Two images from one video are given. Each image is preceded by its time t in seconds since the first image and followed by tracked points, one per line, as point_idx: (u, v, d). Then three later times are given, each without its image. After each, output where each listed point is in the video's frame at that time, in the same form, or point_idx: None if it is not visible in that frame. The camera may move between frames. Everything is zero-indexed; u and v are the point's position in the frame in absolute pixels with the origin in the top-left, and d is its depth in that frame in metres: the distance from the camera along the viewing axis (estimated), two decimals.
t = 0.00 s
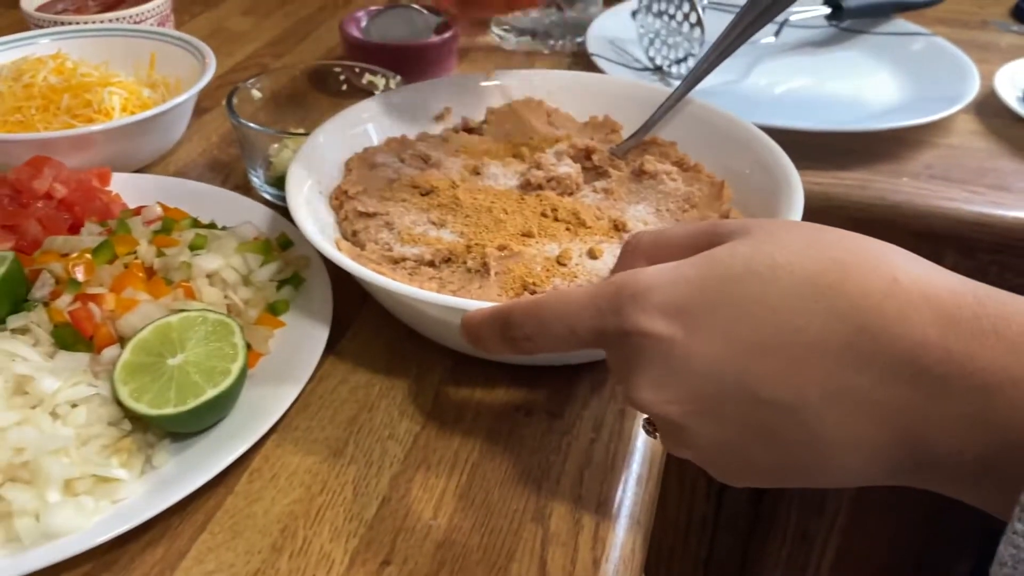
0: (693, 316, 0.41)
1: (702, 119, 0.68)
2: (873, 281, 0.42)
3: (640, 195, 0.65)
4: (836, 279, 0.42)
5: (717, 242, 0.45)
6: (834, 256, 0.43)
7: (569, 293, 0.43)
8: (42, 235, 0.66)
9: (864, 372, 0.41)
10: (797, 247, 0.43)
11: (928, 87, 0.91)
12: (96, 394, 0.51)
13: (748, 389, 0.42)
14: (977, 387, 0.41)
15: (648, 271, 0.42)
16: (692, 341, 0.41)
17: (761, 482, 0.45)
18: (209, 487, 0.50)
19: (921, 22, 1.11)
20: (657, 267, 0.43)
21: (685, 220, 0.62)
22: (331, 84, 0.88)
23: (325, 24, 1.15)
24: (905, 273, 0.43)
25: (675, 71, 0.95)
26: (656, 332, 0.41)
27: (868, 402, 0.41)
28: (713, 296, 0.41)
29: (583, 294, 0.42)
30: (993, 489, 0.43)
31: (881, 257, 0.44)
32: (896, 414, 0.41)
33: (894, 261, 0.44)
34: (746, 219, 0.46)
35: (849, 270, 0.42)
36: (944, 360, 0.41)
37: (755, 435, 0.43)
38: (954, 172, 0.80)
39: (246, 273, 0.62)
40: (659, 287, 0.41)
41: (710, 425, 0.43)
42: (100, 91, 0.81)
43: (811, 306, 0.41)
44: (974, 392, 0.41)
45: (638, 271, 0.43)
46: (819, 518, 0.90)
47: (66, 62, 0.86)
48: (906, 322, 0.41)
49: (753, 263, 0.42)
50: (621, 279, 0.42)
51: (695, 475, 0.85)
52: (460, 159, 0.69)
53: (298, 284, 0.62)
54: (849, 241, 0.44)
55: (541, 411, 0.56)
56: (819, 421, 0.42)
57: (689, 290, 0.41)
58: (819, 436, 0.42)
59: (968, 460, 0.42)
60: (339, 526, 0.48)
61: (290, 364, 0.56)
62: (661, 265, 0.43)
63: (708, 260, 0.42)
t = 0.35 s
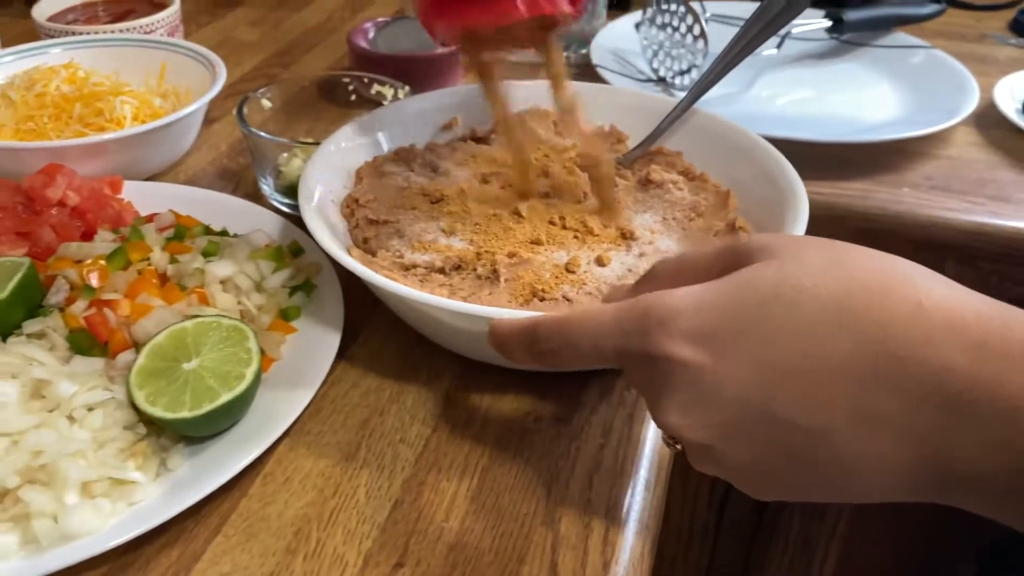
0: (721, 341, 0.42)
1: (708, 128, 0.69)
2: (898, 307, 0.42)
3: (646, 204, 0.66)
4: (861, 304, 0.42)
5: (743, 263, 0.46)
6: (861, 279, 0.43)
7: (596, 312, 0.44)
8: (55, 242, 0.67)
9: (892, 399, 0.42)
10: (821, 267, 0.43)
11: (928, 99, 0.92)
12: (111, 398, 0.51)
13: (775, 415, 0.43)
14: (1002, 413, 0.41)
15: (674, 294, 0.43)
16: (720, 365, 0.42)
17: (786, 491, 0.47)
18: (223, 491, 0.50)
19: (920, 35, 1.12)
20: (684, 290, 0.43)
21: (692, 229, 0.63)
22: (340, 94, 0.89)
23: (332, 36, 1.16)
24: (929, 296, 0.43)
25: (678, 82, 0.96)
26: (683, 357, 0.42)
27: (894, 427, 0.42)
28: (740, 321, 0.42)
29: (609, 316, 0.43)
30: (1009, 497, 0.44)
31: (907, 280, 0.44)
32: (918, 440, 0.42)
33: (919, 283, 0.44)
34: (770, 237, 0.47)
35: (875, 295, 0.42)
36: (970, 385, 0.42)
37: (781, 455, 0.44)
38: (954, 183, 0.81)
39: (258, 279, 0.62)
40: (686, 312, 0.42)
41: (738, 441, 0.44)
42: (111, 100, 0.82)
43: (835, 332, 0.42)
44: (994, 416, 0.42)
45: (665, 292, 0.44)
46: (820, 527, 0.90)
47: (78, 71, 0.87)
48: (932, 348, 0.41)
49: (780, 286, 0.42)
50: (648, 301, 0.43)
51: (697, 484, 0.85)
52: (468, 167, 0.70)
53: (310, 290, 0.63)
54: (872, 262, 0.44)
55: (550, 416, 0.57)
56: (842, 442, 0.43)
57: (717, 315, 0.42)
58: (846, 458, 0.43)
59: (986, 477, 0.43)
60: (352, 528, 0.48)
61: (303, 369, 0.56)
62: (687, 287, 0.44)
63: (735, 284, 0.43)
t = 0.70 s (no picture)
0: (776, 413, 0.39)
1: (717, 151, 0.71)
2: (943, 388, 0.37)
3: (656, 223, 0.67)
4: (914, 377, 0.38)
5: (784, 329, 0.42)
6: (907, 353, 0.38)
7: (652, 363, 0.43)
8: (78, 258, 0.68)
9: (943, 469, 0.37)
10: (872, 334, 0.39)
11: (932, 120, 0.94)
12: (135, 411, 0.53)
13: (825, 478, 0.39)
14: None
15: (727, 356, 0.41)
16: (776, 435, 0.39)
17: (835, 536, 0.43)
18: (243, 503, 0.52)
19: (924, 55, 1.14)
20: (735, 352, 0.41)
21: (701, 249, 0.64)
22: (354, 113, 0.91)
23: (344, 54, 1.18)
24: (980, 372, 0.38)
25: (686, 101, 0.97)
26: (737, 426, 0.40)
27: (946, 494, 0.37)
28: (795, 393, 0.39)
29: (663, 376, 0.42)
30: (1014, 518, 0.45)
31: (960, 352, 0.38)
32: (972, 510, 0.38)
33: (972, 356, 0.38)
34: (812, 294, 0.42)
35: (922, 370, 0.38)
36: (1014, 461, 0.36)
37: (823, 511, 0.40)
38: (958, 203, 0.83)
39: (276, 295, 0.64)
40: (740, 379, 0.40)
41: (786, 498, 0.40)
42: (132, 117, 0.84)
43: (886, 405, 0.37)
44: None
45: (716, 351, 0.42)
46: (824, 541, 0.91)
47: (98, 89, 0.89)
48: (984, 428, 0.36)
49: (830, 355, 0.39)
50: (702, 360, 0.41)
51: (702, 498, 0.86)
52: (481, 186, 0.71)
53: (326, 306, 0.64)
54: (921, 329, 0.40)
55: (562, 431, 0.58)
56: (892, 505, 0.38)
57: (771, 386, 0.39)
58: (893, 518, 0.39)
59: None
60: (369, 540, 0.50)
61: (320, 383, 0.58)
62: (737, 349, 0.41)
63: (781, 351, 0.40)
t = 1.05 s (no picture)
0: (814, 435, 0.38)
1: (728, 166, 0.71)
2: (985, 413, 0.37)
3: (666, 236, 0.67)
4: (955, 401, 0.37)
5: (822, 351, 0.42)
6: (948, 376, 0.38)
7: (686, 379, 0.42)
8: (91, 267, 0.69)
9: (989, 495, 0.37)
10: (908, 355, 0.38)
11: (942, 134, 0.94)
12: (147, 421, 0.53)
13: (862, 501, 0.38)
14: None
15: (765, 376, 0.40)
16: (814, 458, 0.38)
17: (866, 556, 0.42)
18: (253, 513, 0.52)
19: (933, 70, 1.14)
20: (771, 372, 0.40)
21: (712, 262, 0.64)
22: (365, 125, 0.91)
23: (355, 65, 1.19)
24: None
25: (695, 114, 0.97)
26: (775, 449, 0.39)
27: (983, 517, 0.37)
28: (834, 416, 0.38)
29: (697, 395, 0.41)
30: None
31: (1004, 373, 0.37)
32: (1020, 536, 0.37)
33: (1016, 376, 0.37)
34: (852, 317, 0.42)
35: (964, 395, 0.37)
36: None
37: (866, 535, 0.40)
38: (968, 218, 0.83)
39: (288, 305, 0.64)
40: (778, 401, 0.39)
41: (824, 521, 0.40)
42: (145, 128, 0.85)
43: (926, 430, 0.37)
44: None
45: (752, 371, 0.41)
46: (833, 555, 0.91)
47: (112, 99, 0.90)
48: None
49: (868, 377, 0.38)
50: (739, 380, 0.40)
51: (709, 512, 0.86)
52: (491, 198, 0.71)
53: (337, 317, 0.65)
54: (959, 349, 0.39)
55: (572, 443, 0.58)
56: (930, 527, 0.38)
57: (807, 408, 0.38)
58: (926, 539, 0.38)
59: None
60: (378, 552, 0.50)
61: (331, 394, 0.58)
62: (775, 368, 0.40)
63: (820, 372, 0.39)
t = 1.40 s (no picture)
0: (811, 445, 0.38)
1: (731, 177, 0.72)
2: (981, 422, 0.37)
3: (671, 245, 0.68)
4: (948, 410, 0.37)
5: (821, 360, 0.42)
6: (942, 384, 0.38)
7: (685, 389, 0.41)
8: (101, 275, 0.70)
9: (978, 505, 0.37)
10: (905, 364, 0.39)
11: (946, 146, 0.94)
12: (155, 427, 0.54)
13: (859, 510, 0.39)
14: None
15: (763, 386, 0.39)
16: (811, 468, 0.38)
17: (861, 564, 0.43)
18: (259, 519, 0.52)
19: (937, 82, 1.15)
20: (768, 382, 0.39)
21: (715, 273, 0.65)
22: (372, 135, 0.92)
23: (362, 75, 1.20)
24: (1018, 405, 0.37)
25: (700, 125, 0.98)
26: (771, 457, 0.39)
27: (975, 528, 0.38)
28: (829, 426, 0.38)
29: (695, 403, 0.40)
30: None
31: (996, 382, 0.38)
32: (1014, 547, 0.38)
33: (1010, 386, 0.38)
34: (849, 324, 0.42)
35: (957, 403, 0.38)
36: None
37: (870, 544, 0.40)
38: (970, 229, 0.83)
39: (295, 313, 0.65)
40: (775, 410, 0.38)
41: (820, 530, 0.40)
42: (155, 137, 0.86)
43: (922, 439, 0.37)
44: None
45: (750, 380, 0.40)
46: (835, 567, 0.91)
47: (122, 108, 0.91)
48: (1018, 461, 0.36)
49: (866, 388, 0.38)
50: (738, 390, 0.39)
51: (713, 522, 0.86)
52: (496, 209, 0.72)
53: (343, 325, 0.65)
54: (955, 359, 0.39)
55: (574, 451, 0.58)
56: (928, 538, 0.39)
57: (804, 419, 0.38)
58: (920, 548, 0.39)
59: None
60: (382, 558, 0.50)
61: (337, 401, 0.59)
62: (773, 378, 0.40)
63: (818, 382, 0.38)
